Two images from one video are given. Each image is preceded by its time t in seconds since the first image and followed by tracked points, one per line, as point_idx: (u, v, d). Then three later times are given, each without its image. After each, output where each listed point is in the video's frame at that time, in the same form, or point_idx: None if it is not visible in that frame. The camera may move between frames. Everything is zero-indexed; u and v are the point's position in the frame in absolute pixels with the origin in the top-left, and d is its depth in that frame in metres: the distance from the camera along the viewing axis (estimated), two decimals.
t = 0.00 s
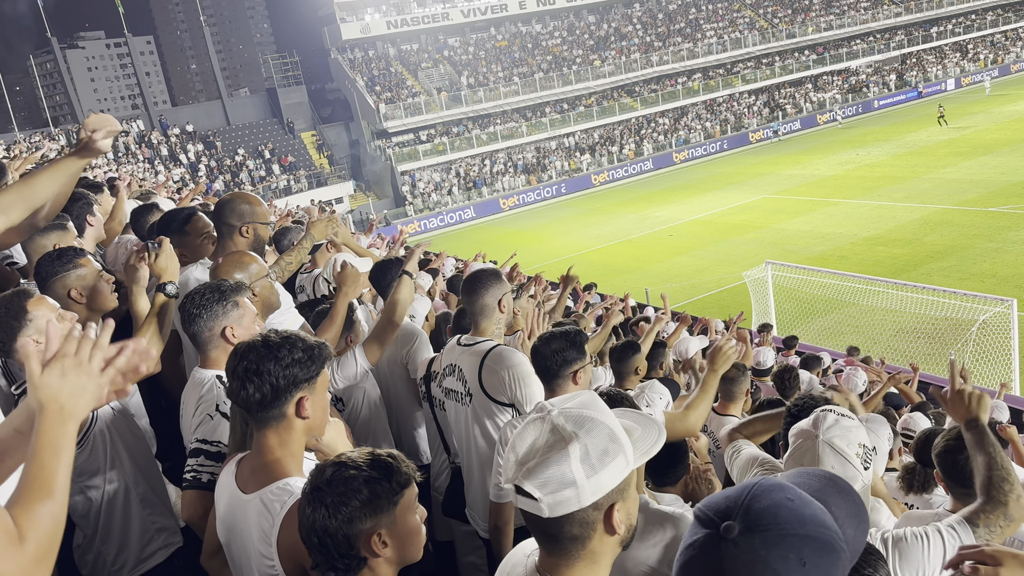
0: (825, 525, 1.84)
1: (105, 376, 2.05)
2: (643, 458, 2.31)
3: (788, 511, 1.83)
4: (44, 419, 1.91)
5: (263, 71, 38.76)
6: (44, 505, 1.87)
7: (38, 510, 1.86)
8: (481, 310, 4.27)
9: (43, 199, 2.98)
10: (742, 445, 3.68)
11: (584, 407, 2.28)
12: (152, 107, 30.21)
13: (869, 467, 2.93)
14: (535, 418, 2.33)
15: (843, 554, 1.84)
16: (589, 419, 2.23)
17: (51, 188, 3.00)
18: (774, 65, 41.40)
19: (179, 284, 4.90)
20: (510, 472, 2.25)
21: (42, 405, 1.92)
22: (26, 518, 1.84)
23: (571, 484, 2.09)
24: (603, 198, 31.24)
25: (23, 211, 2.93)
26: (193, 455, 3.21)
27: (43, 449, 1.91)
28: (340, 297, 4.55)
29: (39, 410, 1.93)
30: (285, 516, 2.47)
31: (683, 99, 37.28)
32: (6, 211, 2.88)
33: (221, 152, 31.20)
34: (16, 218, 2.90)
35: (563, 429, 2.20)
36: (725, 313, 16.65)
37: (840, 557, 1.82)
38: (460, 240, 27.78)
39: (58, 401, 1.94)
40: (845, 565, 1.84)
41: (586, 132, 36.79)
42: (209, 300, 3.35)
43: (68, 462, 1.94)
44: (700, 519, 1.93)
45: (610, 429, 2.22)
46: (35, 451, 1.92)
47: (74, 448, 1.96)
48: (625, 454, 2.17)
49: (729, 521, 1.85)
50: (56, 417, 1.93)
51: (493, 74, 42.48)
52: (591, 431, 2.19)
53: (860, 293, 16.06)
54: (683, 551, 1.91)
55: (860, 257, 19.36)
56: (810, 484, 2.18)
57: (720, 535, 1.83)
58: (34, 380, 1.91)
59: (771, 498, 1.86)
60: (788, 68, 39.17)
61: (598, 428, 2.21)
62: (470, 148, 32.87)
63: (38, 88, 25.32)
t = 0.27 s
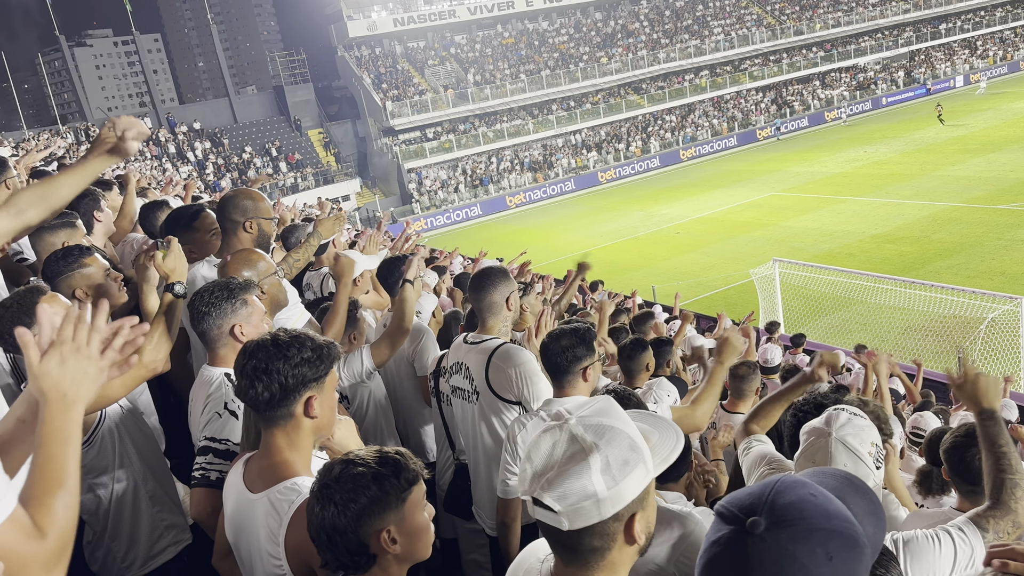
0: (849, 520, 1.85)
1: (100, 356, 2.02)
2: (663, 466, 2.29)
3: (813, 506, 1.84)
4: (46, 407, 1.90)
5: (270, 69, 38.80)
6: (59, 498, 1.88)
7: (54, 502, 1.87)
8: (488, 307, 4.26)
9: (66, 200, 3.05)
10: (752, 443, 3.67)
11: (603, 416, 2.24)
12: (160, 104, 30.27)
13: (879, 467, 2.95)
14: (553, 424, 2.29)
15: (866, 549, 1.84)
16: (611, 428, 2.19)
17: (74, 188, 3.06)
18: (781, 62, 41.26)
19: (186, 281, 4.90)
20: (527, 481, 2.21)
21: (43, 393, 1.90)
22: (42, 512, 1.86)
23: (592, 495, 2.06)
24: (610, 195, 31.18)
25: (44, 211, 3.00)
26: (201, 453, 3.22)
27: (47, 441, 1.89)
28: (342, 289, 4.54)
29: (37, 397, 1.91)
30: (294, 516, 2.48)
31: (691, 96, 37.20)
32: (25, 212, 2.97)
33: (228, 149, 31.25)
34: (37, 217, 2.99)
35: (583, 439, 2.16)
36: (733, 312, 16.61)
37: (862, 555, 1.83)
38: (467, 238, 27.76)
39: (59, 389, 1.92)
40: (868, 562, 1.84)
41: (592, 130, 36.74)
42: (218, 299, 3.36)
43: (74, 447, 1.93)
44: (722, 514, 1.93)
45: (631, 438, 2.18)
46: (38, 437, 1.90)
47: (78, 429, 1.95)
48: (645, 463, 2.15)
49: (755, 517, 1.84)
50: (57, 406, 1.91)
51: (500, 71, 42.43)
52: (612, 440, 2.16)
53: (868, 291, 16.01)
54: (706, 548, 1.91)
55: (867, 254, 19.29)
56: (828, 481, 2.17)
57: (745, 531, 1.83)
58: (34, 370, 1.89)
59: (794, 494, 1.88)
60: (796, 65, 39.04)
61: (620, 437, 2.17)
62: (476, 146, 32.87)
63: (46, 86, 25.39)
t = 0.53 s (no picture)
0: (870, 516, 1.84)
1: (104, 352, 2.06)
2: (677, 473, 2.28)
3: (836, 503, 1.82)
4: (45, 403, 1.95)
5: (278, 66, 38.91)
6: (52, 503, 1.90)
7: (46, 507, 1.89)
8: (496, 304, 4.24)
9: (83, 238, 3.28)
10: (762, 440, 3.64)
11: (618, 419, 2.22)
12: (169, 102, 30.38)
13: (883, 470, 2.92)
14: (565, 426, 2.27)
15: (889, 547, 1.82)
16: (626, 434, 2.17)
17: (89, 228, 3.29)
18: (790, 59, 41.11)
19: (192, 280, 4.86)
20: (540, 484, 2.18)
21: (42, 387, 1.96)
22: (38, 515, 1.87)
23: (606, 502, 2.04)
24: (618, 193, 31.12)
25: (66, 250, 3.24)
26: (209, 449, 3.21)
27: (44, 435, 1.94)
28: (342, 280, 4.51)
29: (38, 389, 1.96)
30: (304, 516, 2.47)
31: (699, 92, 37.13)
32: (52, 248, 3.21)
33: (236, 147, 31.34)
34: (57, 257, 3.23)
35: (599, 445, 2.13)
36: (741, 310, 16.55)
37: (885, 551, 1.81)
38: (474, 235, 27.77)
39: (57, 383, 1.97)
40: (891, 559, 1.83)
41: (600, 127, 36.69)
42: (228, 295, 3.35)
43: (70, 443, 1.98)
44: (744, 513, 1.90)
45: (646, 444, 2.17)
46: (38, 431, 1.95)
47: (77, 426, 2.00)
48: (660, 469, 2.14)
49: (778, 514, 1.82)
50: (56, 401, 1.96)
51: (508, 68, 42.42)
52: (628, 447, 2.13)
53: (877, 289, 15.93)
54: (728, 546, 1.89)
55: (877, 252, 19.20)
56: (845, 477, 2.12)
57: (769, 528, 1.81)
58: (34, 365, 1.94)
59: (816, 490, 1.85)
60: (805, 62, 38.93)
61: (635, 443, 2.15)
62: (484, 143, 32.88)
63: (55, 84, 25.50)
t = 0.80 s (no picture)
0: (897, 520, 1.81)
1: (128, 375, 2.10)
2: (685, 470, 2.27)
3: (863, 504, 1.79)
4: (68, 415, 1.96)
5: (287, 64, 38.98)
6: (65, 505, 1.91)
7: (57, 508, 1.90)
8: (504, 301, 4.24)
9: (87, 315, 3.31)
10: (771, 441, 3.63)
11: (625, 418, 2.20)
12: (178, 99, 30.49)
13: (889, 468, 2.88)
14: (572, 425, 2.25)
15: (913, 547, 1.80)
16: (633, 435, 2.15)
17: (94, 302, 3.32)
18: (800, 55, 40.96)
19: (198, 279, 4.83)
20: (547, 484, 2.17)
21: (67, 400, 1.98)
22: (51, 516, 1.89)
23: (614, 502, 2.04)
24: (627, 190, 31.05)
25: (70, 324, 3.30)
26: (220, 445, 3.21)
27: (67, 441, 1.95)
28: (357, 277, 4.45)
29: (62, 404, 1.98)
30: (315, 513, 2.48)
31: (708, 89, 37.03)
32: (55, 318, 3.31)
33: (246, 144, 31.43)
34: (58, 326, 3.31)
35: (606, 445, 2.12)
36: (750, 307, 16.51)
37: (912, 554, 1.79)
38: (483, 232, 27.76)
39: (83, 398, 1.99)
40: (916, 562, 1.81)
41: (608, 124, 36.58)
42: (238, 291, 3.37)
43: (91, 450, 1.99)
44: (769, 516, 1.88)
45: (654, 443, 2.15)
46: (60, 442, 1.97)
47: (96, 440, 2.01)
48: (668, 468, 2.13)
49: (806, 515, 1.79)
50: (81, 415, 1.98)
51: (516, 66, 42.39)
52: (636, 446, 2.13)
53: (887, 286, 15.86)
54: (753, 549, 1.86)
55: (887, 249, 19.11)
56: (869, 480, 2.08)
57: (797, 529, 1.78)
58: (63, 377, 1.98)
59: (842, 491, 1.83)
60: (815, 58, 38.78)
61: (643, 443, 2.14)
62: (492, 140, 32.85)
63: (66, 81, 25.58)
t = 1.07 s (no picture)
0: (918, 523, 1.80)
1: (137, 363, 2.08)
2: (693, 466, 2.27)
3: (883, 507, 1.79)
4: (81, 405, 1.96)
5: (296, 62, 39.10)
6: (89, 489, 1.92)
7: (83, 493, 1.91)
8: (512, 298, 4.25)
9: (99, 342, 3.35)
10: (780, 440, 3.62)
11: (634, 414, 2.20)
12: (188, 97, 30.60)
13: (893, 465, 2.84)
14: (581, 421, 2.25)
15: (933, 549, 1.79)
16: (642, 430, 2.15)
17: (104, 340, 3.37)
18: (809, 51, 40.81)
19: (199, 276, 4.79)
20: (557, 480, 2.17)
21: (78, 389, 1.96)
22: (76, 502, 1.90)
23: (624, 499, 2.04)
24: (635, 187, 31.00)
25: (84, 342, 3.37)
26: (227, 442, 3.22)
27: (80, 433, 1.96)
28: (369, 243, 4.99)
29: (74, 395, 1.97)
30: (322, 510, 2.48)
31: (717, 85, 36.94)
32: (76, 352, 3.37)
33: (255, 141, 31.54)
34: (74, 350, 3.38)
35: (615, 441, 2.12)
36: (759, 304, 16.47)
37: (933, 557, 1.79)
38: (491, 229, 27.78)
39: (94, 387, 1.98)
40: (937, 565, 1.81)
41: (617, 121, 36.51)
42: (243, 288, 3.38)
43: (103, 443, 1.99)
44: (784, 522, 1.87)
45: (663, 439, 2.15)
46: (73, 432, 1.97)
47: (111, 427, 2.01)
48: (677, 464, 2.13)
49: (825, 520, 1.79)
50: (92, 403, 1.97)
51: (524, 62, 42.37)
52: (645, 442, 2.12)
53: (897, 283, 15.79)
54: (769, 556, 1.84)
55: (897, 246, 19.02)
56: (881, 482, 2.03)
57: (816, 533, 1.78)
58: (69, 367, 1.94)
59: (862, 496, 1.82)
60: (824, 54, 38.64)
61: (653, 438, 2.14)
62: (500, 137, 32.84)
63: (77, 79, 25.72)
